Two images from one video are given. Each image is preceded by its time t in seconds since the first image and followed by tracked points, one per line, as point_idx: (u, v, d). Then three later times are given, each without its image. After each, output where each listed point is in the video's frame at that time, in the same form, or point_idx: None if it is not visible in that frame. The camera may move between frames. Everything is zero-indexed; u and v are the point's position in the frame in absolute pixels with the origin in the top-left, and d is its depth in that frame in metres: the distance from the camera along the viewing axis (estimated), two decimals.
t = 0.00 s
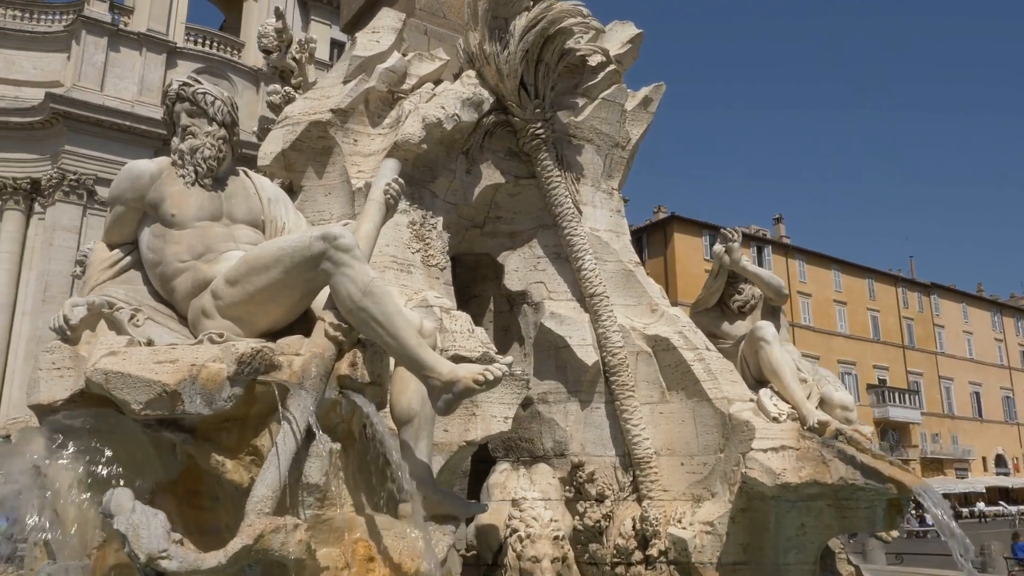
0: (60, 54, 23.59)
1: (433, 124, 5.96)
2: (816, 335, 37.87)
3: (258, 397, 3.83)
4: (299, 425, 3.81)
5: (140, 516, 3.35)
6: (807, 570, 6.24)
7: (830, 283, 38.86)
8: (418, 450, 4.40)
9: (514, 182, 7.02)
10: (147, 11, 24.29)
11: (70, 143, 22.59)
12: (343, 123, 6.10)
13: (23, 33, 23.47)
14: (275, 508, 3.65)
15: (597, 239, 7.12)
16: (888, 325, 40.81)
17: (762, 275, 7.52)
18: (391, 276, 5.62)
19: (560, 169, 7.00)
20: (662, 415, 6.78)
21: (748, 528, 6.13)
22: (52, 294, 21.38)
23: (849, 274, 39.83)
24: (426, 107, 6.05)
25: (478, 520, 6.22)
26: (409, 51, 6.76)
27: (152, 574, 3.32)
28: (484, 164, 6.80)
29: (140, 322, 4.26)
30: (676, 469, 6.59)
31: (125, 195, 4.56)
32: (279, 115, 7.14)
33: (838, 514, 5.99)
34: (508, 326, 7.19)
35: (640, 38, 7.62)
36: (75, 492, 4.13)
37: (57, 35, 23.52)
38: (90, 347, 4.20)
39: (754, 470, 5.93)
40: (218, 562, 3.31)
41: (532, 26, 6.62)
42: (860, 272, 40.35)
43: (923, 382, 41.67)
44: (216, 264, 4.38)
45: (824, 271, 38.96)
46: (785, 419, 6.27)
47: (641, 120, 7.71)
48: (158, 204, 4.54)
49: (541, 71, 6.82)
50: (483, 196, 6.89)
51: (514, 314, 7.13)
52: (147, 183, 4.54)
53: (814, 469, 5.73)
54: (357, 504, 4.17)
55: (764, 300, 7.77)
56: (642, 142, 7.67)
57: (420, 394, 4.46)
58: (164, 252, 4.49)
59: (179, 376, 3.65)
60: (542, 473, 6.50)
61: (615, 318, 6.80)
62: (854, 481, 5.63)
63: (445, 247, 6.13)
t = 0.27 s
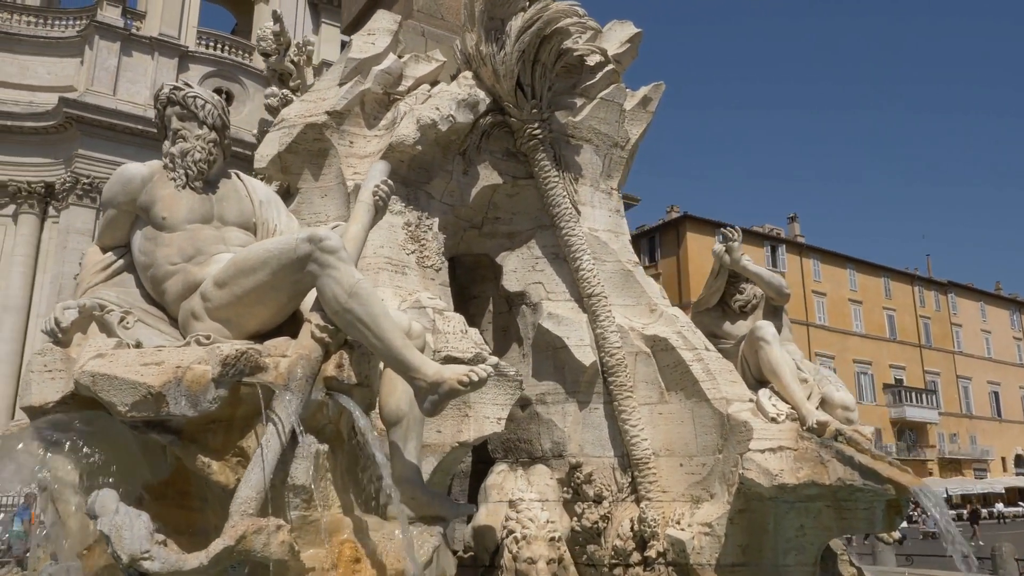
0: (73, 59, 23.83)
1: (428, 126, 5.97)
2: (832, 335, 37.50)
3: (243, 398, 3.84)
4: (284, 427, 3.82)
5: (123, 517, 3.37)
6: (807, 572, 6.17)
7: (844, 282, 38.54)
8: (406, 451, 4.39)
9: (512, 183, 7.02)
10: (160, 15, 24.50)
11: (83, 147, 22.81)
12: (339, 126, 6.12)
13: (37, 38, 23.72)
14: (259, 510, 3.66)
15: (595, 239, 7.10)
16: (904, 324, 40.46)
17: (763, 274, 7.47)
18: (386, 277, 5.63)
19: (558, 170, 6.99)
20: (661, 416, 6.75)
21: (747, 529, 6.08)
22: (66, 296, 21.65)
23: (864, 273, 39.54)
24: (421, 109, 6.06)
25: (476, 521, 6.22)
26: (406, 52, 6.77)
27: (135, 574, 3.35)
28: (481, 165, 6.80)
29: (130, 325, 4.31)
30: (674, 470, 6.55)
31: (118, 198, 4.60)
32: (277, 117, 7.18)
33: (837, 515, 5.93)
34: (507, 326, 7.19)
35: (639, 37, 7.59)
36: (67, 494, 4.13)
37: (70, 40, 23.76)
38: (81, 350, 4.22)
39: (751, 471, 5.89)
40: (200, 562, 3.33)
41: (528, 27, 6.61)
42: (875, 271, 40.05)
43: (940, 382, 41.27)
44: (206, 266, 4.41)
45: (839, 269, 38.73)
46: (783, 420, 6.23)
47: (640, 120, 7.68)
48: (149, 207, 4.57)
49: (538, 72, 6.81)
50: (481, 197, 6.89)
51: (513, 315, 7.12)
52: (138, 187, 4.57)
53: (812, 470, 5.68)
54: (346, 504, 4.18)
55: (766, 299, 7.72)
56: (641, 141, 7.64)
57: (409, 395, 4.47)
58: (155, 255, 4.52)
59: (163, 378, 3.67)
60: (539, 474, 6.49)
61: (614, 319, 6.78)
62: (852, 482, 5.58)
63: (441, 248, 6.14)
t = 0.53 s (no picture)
0: (88, 64, 24.08)
1: (424, 128, 5.98)
2: (848, 334, 37.19)
3: (231, 400, 3.86)
4: (272, 429, 3.83)
5: (109, 518, 3.41)
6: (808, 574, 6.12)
7: (860, 281, 38.22)
8: (397, 453, 4.38)
9: (511, 184, 7.01)
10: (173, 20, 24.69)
11: (97, 151, 22.99)
12: (336, 128, 6.15)
13: (52, 44, 23.98)
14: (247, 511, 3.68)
15: (595, 240, 7.09)
16: (922, 323, 40.06)
17: (765, 274, 7.42)
18: (382, 279, 5.64)
19: (557, 170, 6.97)
20: (661, 416, 6.72)
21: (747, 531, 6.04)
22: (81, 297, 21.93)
23: (880, 272, 39.19)
24: (418, 111, 6.07)
25: (474, 522, 6.23)
26: (404, 54, 6.78)
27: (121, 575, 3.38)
28: (480, 166, 6.81)
29: (122, 328, 4.33)
30: (675, 471, 6.52)
31: (111, 202, 4.63)
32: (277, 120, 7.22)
33: (837, 517, 5.89)
34: (507, 327, 7.19)
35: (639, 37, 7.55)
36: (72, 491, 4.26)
37: (85, 45, 23.99)
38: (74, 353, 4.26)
39: (749, 473, 5.85)
40: (185, 563, 3.35)
41: (526, 28, 6.60)
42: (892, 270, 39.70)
43: (959, 381, 40.81)
44: (198, 269, 4.44)
45: (855, 268, 38.45)
46: (784, 420, 6.19)
47: (641, 120, 7.65)
48: (143, 211, 4.60)
49: (536, 73, 6.79)
50: (480, 198, 6.89)
51: (513, 316, 7.12)
52: (132, 190, 4.61)
53: (811, 471, 5.63)
54: (337, 505, 4.21)
55: (769, 299, 7.67)
56: (642, 141, 7.61)
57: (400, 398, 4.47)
58: (148, 258, 4.55)
59: (151, 380, 3.70)
60: (538, 475, 6.48)
61: (613, 319, 6.76)
62: (852, 483, 5.53)
63: (438, 249, 6.15)
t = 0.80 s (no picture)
0: (105, 69, 24.36)
1: (422, 129, 5.98)
2: (868, 333, 36.75)
3: (223, 402, 3.89)
4: (263, 431, 3.86)
5: (101, 520, 3.45)
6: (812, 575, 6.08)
7: (879, 280, 37.85)
8: (390, 454, 4.38)
9: (513, 185, 7.01)
10: (188, 25, 24.96)
11: (114, 155, 23.26)
12: (336, 131, 6.18)
13: (70, 50, 24.29)
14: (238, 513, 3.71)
15: (597, 240, 7.06)
16: (942, 321, 39.60)
17: (770, 273, 7.36)
18: (380, 281, 5.65)
19: (558, 170, 6.96)
20: (664, 417, 6.68)
21: (749, 532, 6.01)
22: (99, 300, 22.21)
23: (900, 270, 38.80)
24: (417, 112, 6.08)
25: (476, 524, 6.22)
26: (405, 56, 6.79)
27: None
28: (482, 167, 6.81)
29: (119, 331, 4.40)
30: (678, 472, 6.49)
31: (109, 206, 4.68)
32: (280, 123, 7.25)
33: (840, 518, 5.84)
34: (510, 328, 7.20)
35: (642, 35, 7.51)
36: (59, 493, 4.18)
37: (102, 51, 24.26)
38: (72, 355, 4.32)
39: (751, 474, 5.81)
40: (174, 564, 3.37)
41: (525, 28, 6.59)
42: (911, 268, 39.28)
43: (981, 381, 40.29)
44: (194, 272, 4.47)
45: (874, 267, 38.08)
46: (787, 421, 6.14)
47: (644, 119, 7.61)
48: (140, 215, 4.64)
49: (537, 73, 6.78)
50: (481, 199, 6.90)
51: (516, 317, 7.12)
52: (129, 195, 4.65)
53: (814, 472, 5.58)
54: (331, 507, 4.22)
55: (775, 298, 7.61)
56: (645, 141, 7.58)
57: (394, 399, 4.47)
58: (145, 261, 4.60)
59: (143, 383, 3.73)
60: (540, 476, 6.46)
61: (615, 320, 6.73)
62: (855, 484, 5.48)
63: (438, 251, 6.16)
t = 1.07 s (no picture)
0: (123, 74, 24.65)
1: (422, 131, 6.00)
2: (889, 332, 36.31)
3: (217, 405, 3.92)
4: (257, 434, 3.89)
5: (94, 522, 3.49)
6: None
7: (900, 278, 37.43)
8: (385, 456, 4.39)
9: (516, 186, 7.01)
10: (204, 29, 25.21)
11: (133, 159, 23.51)
12: (338, 134, 6.21)
13: (89, 56, 24.59)
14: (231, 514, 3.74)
15: (601, 241, 7.04)
16: (965, 319, 39.09)
17: (776, 273, 7.29)
18: (380, 283, 5.68)
19: (561, 171, 6.95)
20: (669, 418, 6.65)
21: (754, 534, 5.96)
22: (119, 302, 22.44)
23: (921, 268, 38.36)
24: (417, 115, 6.10)
25: (479, 525, 6.21)
26: (406, 59, 6.80)
27: None
28: (484, 169, 6.82)
29: (117, 335, 4.46)
30: (683, 474, 6.46)
31: (109, 212, 4.74)
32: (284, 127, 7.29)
33: (846, 520, 5.78)
34: (515, 329, 7.19)
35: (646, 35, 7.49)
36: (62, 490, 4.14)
37: (120, 56, 24.54)
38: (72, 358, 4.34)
39: (754, 476, 5.75)
40: (166, 566, 3.40)
41: (526, 29, 6.59)
42: (933, 265, 38.82)
43: (1005, 379, 39.73)
44: (191, 276, 4.51)
45: (895, 265, 37.66)
46: (791, 422, 6.08)
47: (649, 119, 7.58)
48: (139, 220, 4.69)
49: (538, 74, 6.77)
50: (484, 201, 6.91)
51: (520, 318, 7.11)
52: (129, 201, 4.70)
53: (818, 474, 5.54)
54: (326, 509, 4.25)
55: (782, 298, 7.55)
56: (650, 140, 7.54)
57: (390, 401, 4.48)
58: (144, 266, 4.65)
59: (137, 387, 3.77)
60: (543, 478, 6.46)
61: (618, 320, 6.71)
62: (860, 486, 5.44)
63: (440, 252, 6.18)
